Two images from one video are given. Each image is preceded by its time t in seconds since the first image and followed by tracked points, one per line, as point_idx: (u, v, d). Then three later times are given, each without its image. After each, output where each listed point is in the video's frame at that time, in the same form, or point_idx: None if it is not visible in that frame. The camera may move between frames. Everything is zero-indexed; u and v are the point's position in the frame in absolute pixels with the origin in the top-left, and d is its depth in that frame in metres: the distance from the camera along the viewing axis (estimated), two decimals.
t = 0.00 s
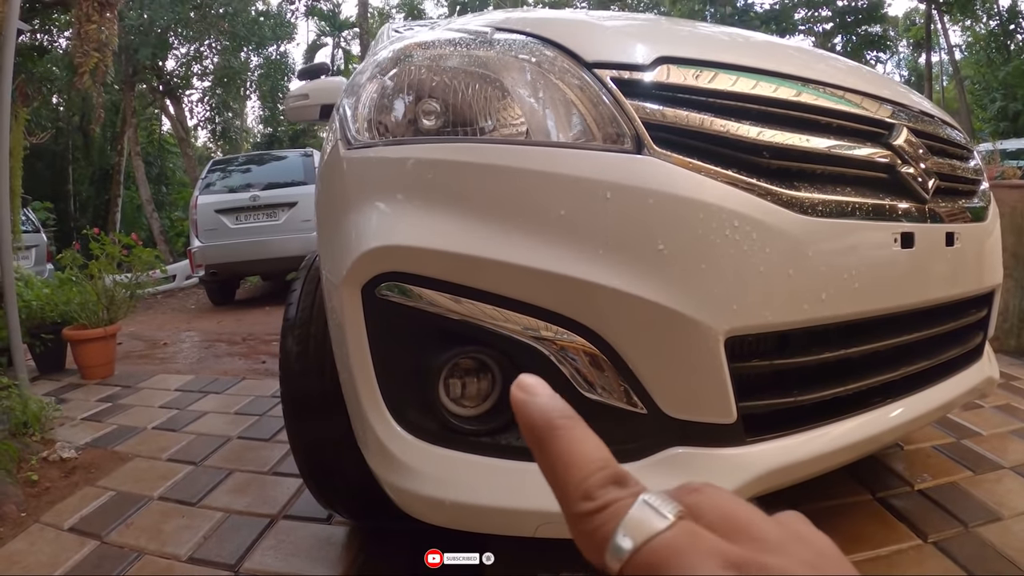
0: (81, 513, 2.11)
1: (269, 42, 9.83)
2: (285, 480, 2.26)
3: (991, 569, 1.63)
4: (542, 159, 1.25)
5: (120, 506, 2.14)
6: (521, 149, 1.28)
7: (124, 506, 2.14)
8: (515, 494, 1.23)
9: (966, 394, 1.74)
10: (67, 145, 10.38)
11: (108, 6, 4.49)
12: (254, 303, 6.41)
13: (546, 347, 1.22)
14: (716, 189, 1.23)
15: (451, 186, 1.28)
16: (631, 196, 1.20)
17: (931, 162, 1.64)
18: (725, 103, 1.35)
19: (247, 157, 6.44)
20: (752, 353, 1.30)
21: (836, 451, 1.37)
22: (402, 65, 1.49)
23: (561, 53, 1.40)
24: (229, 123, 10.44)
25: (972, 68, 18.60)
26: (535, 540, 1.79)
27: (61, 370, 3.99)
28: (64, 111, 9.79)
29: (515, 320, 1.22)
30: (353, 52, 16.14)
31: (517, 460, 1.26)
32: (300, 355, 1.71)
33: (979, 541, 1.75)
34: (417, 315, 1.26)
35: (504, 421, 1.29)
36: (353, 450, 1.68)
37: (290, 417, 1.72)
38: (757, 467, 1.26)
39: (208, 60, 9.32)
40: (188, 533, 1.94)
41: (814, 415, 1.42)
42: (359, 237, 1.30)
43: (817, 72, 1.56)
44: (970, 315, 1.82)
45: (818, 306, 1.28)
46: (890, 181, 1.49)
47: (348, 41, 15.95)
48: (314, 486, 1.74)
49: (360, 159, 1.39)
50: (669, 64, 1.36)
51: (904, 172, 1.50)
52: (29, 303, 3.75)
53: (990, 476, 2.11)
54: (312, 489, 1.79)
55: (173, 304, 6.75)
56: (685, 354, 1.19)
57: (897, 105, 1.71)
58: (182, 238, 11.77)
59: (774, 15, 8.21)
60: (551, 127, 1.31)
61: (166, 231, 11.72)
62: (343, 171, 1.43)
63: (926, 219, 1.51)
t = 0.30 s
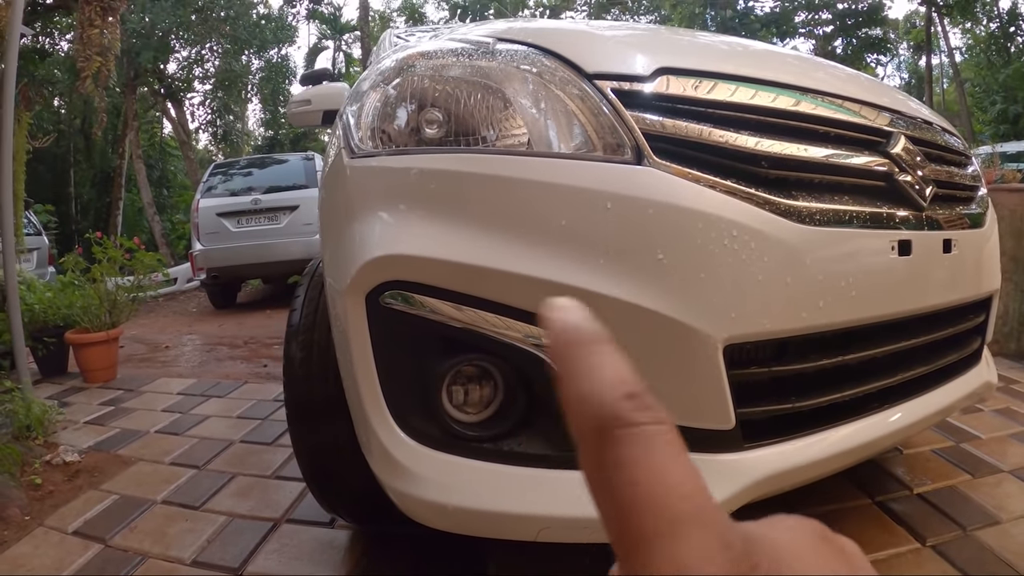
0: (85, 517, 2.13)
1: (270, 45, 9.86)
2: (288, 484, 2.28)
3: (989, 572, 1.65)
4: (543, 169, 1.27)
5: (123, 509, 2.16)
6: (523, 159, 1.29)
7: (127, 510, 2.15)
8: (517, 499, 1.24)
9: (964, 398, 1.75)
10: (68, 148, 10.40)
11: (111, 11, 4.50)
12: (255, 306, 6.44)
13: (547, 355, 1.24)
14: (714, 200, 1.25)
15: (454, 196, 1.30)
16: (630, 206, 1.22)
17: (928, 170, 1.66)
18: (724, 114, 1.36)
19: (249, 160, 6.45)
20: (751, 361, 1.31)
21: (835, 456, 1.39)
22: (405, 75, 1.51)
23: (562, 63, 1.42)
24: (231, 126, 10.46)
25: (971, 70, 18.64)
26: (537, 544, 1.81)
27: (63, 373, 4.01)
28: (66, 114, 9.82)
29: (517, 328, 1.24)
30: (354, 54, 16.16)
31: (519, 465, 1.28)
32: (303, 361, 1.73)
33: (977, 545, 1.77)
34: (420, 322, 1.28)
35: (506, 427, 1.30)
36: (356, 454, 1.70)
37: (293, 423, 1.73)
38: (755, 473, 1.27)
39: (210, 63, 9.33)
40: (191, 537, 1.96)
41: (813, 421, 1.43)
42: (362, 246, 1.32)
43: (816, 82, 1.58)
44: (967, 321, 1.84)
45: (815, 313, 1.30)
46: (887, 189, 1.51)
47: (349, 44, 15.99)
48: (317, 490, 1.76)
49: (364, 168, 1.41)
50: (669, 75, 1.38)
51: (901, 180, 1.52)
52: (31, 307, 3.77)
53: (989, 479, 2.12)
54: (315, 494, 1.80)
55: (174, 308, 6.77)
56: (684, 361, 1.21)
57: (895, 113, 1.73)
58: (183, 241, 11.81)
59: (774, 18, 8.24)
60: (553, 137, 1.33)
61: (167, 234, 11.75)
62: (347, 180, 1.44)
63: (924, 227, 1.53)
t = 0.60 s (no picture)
0: (84, 517, 2.12)
1: (270, 46, 9.86)
2: (288, 484, 2.28)
3: (990, 572, 1.64)
4: (543, 168, 1.27)
5: (123, 509, 2.16)
6: (523, 157, 1.29)
7: (127, 510, 2.15)
8: (517, 499, 1.24)
9: (965, 398, 1.75)
10: (68, 149, 10.37)
11: (112, 11, 4.50)
12: (255, 307, 6.43)
13: (547, 353, 1.23)
14: (715, 197, 1.24)
15: (453, 194, 1.29)
16: (630, 205, 1.22)
17: (930, 168, 1.66)
18: (725, 112, 1.36)
19: (249, 161, 6.45)
20: (751, 359, 1.31)
21: (836, 456, 1.38)
22: (405, 74, 1.51)
23: (563, 62, 1.41)
24: (231, 127, 10.45)
25: (972, 71, 18.62)
26: (538, 545, 1.80)
27: (63, 374, 4.00)
28: (66, 114, 9.81)
29: (517, 327, 1.23)
30: (354, 55, 16.17)
31: (519, 465, 1.27)
32: (302, 361, 1.72)
33: (979, 545, 1.76)
34: (420, 321, 1.27)
35: (507, 426, 1.30)
36: (356, 454, 1.69)
37: (292, 423, 1.73)
38: (757, 472, 1.27)
39: (210, 63, 9.32)
40: (190, 537, 1.96)
41: (815, 421, 1.43)
42: (362, 244, 1.31)
43: (817, 80, 1.58)
44: (969, 320, 1.83)
45: (817, 312, 1.29)
46: (889, 188, 1.50)
47: (350, 45, 15.99)
48: (316, 490, 1.75)
49: (363, 167, 1.41)
50: (670, 73, 1.38)
51: (902, 178, 1.51)
52: (31, 308, 3.76)
53: (990, 479, 2.11)
54: (314, 494, 1.80)
55: (174, 308, 6.76)
56: (685, 359, 1.21)
57: (896, 112, 1.73)
58: (184, 242, 11.80)
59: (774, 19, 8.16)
60: (553, 136, 1.33)
61: (167, 235, 11.74)
62: (346, 178, 1.44)
63: (925, 226, 1.53)
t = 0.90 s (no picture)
0: (80, 513, 2.11)
1: (270, 44, 9.83)
2: (284, 480, 2.26)
3: (991, 569, 1.63)
4: (539, 157, 1.25)
5: (118, 505, 2.14)
6: (519, 147, 1.27)
7: (122, 507, 2.13)
8: (511, 493, 1.22)
9: (966, 393, 1.73)
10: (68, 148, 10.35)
11: (110, 8, 4.47)
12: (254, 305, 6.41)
13: (543, 345, 1.22)
14: (713, 187, 1.22)
15: (448, 184, 1.28)
16: (626, 194, 1.20)
17: (930, 161, 1.64)
18: (723, 101, 1.34)
19: (248, 159, 6.43)
20: (750, 351, 1.29)
21: (835, 450, 1.37)
22: (400, 64, 1.49)
23: (559, 51, 1.39)
24: (231, 126, 10.43)
25: (971, 70, 18.61)
26: (535, 541, 1.79)
27: (61, 371, 3.98)
28: (66, 113, 9.79)
29: (513, 318, 1.22)
30: (354, 54, 16.16)
31: (514, 459, 1.26)
32: (297, 355, 1.71)
33: (980, 542, 1.74)
34: (414, 312, 1.26)
35: (502, 419, 1.28)
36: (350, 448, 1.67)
37: (287, 417, 1.72)
38: (755, 466, 1.25)
39: (210, 62, 9.31)
40: (185, 533, 1.94)
41: (815, 415, 1.41)
42: (356, 235, 1.30)
43: (817, 71, 1.56)
44: (970, 314, 1.82)
45: (816, 303, 1.28)
46: (889, 179, 1.49)
47: (349, 44, 15.97)
48: (311, 485, 1.74)
49: (358, 158, 1.39)
50: (667, 62, 1.36)
51: (903, 170, 1.50)
52: (29, 305, 3.75)
53: (991, 476, 2.10)
54: (308, 489, 1.78)
55: (173, 306, 6.75)
56: (683, 350, 1.19)
57: (897, 104, 1.71)
58: (183, 241, 11.79)
59: (774, 18, 8.09)
60: (549, 125, 1.31)
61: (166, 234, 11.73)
62: (340, 169, 1.42)
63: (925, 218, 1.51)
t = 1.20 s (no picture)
0: (80, 512, 2.11)
1: (269, 43, 9.83)
2: (284, 478, 2.27)
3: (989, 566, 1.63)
4: (537, 154, 1.26)
5: (118, 504, 2.15)
6: (517, 144, 1.28)
7: (122, 505, 2.13)
8: (508, 489, 1.23)
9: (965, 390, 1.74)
10: (68, 148, 10.36)
11: (109, 8, 4.47)
12: (254, 304, 6.42)
13: (541, 342, 1.22)
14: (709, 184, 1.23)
15: (446, 182, 1.28)
16: (623, 191, 1.21)
17: (928, 158, 1.64)
18: (720, 99, 1.35)
19: (248, 158, 6.44)
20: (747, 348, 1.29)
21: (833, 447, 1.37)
22: (398, 63, 1.49)
23: (557, 50, 1.40)
24: (231, 125, 10.44)
25: (971, 68, 18.61)
26: (535, 538, 1.79)
27: (61, 370, 3.99)
28: (65, 113, 9.80)
29: (511, 316, 1.23)
30: (353, 53, 16.14)
31: (512, 456, 1.26)
32: (296, 353, 1.72)
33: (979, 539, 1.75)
34: (412, 310, 1.27)
35: (500, 416, 1.29)
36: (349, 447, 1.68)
37: (286, 414, 1.72)
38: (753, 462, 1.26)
39: (209, 62, 9.31)
40: (185, 532, 1.94)
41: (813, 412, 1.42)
42: (354, 232, 1.30)
43: (815, 68, 1.56)
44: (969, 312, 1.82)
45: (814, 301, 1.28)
46: (886, 176, 1.49)
47: (349, 43, 15.98)
48: (310, 483, 1.74)
49: (356, 156, 1.40)
50: (664, 60, 1.36)
51: (900, 167, 1.50)
52: (29, 304, 3.75)
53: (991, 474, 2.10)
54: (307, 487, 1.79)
55: (174, 306, 6.75)
56: (680, 347, 1.19)
57: (896, 102, 1.71)
58: (184, 240, 11.81)
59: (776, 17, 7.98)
60: (546, 123, 1.32)
61: (167, 234, 11.73)
62: (339, 168, 1.43)
63: (923, 215, 1.51)
